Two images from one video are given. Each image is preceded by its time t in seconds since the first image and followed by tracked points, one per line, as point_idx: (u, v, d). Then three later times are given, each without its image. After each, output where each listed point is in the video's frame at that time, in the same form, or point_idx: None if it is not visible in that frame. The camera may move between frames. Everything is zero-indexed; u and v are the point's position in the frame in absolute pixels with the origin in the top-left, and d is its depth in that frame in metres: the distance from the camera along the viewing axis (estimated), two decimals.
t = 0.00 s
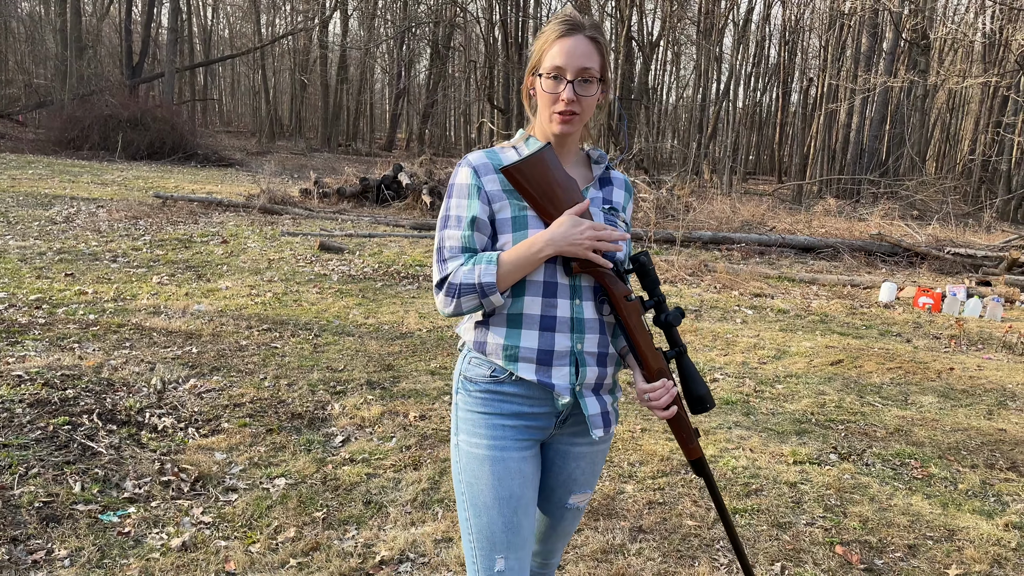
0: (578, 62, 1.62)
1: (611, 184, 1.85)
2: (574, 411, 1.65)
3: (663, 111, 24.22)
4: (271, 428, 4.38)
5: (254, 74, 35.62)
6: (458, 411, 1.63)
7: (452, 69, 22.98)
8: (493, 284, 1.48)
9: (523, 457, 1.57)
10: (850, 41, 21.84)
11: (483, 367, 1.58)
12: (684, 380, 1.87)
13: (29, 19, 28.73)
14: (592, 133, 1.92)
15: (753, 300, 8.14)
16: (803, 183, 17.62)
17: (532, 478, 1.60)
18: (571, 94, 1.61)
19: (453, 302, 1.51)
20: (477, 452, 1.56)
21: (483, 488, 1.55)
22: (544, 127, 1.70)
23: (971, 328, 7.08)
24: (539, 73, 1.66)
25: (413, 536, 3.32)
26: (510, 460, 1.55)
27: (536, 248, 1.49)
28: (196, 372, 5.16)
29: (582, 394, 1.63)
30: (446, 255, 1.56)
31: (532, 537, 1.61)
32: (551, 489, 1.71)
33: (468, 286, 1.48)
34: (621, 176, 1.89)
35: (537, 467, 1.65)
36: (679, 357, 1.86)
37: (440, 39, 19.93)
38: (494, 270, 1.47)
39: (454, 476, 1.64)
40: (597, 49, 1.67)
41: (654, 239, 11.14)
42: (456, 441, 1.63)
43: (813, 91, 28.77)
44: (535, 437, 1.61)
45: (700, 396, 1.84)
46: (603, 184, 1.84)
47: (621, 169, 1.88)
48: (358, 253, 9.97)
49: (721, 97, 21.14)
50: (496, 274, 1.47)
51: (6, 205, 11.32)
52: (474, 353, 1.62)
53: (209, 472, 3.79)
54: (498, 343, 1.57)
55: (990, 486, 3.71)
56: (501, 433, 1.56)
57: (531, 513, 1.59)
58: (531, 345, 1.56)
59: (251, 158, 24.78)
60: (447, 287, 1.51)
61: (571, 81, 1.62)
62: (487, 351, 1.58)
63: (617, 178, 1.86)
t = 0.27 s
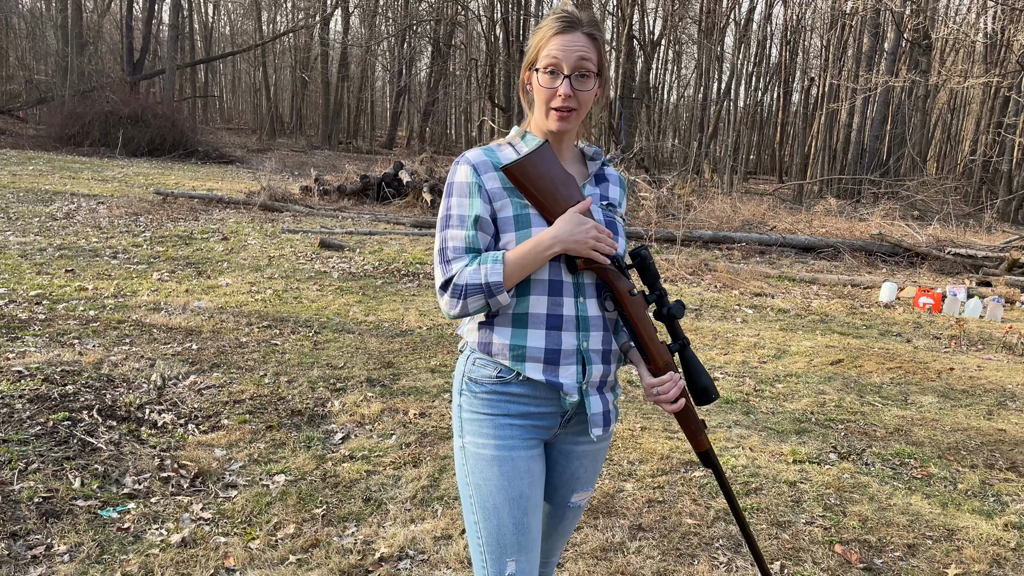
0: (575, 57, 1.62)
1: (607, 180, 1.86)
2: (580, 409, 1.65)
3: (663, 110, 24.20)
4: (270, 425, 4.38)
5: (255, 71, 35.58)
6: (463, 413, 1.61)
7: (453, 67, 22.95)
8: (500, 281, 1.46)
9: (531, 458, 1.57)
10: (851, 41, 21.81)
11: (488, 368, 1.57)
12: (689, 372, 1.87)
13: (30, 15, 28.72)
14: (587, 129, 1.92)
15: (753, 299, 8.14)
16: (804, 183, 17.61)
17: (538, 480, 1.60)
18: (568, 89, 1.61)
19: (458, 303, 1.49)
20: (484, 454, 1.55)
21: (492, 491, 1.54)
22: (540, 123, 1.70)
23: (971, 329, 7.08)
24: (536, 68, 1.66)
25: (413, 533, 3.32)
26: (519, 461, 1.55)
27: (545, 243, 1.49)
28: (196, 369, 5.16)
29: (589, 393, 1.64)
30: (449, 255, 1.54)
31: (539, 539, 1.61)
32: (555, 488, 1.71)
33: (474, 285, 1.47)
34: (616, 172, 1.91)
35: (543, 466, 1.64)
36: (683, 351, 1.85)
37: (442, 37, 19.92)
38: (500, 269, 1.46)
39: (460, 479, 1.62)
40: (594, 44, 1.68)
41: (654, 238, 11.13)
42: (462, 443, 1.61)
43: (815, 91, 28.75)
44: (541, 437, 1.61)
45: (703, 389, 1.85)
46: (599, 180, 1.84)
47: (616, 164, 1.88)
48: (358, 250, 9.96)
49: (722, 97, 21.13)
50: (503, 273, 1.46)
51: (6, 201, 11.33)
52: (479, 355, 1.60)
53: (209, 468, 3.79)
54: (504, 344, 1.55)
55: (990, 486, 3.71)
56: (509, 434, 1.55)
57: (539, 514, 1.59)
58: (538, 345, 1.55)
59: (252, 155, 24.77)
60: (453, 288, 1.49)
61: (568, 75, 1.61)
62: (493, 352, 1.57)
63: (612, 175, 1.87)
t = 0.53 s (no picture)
0: (565, 61, 1.61)
1: (597, 182, 1.86)
2: (582, 411, 1.65)
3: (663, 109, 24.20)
4: (270, 424, 4.38)
5: (255, 70, 35.55)
6: (465, 418, 1.59)
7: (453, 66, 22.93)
8: (502, 286, 1.45)
9: (536, 460, 1.57)
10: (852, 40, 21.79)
11: (492, 374, 1.55)
12: (683, 369, 1.87)
13: (31, 13, 28.71)
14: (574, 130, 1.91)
15: (753, 299, 8.13)
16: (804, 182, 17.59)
17: (543, 482, 1.60)
18: (559, 94, 1.60)
19: (461, 310, 1.47)
20: (490, 459, 1.54)
21: (500, 496, 1.53)
22: (531, 126, 1.69)
23: (971, 329, 7.08)
24: (527, 73, 1.65)
25: (412, 533, 3.32)
26: (525, 464, 1.55)
27: (547, 246, 1.49)
28: (195, 368, 5.16)
29: (591, 394, 1.64)
30: (448, 262, 1.51)
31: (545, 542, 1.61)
32: (559, 489, 1.71)
33: (476, 291, 1.45)
34: (604, 173, 1.91)
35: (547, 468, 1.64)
36: (677, 350, 1.86)
37: (442, 36, 19.90)
38: (502, 274, 1.44)
39: (464, 484, 1.60)
40: (583, 47, 1.67)
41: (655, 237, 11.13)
42: (466, 449, 1.59)
43: (815, 90, 28.72)
44: (545, 439, 1.60)
45: (699, 386, 1.86)
46: (590, 182, 1.85)
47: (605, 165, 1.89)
48: (358, 249, 9.95)
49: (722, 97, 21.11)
50: (505, 278, 1.44)
51: (6, 199, 11.32)
52: (480, 360, 1.58)
53: (208, 467, 3.79)
54: (507, 349, 1.54)
55: (989, 486, 3.71)
56: (515, 437, 1.54)
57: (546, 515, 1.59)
58: (541, 349, 1.55)
59: (252, 154, 24.77)
60: (454, 295, 1.47)
61: (558, 80, 1.60)
62: (495, 357, 1.55)
63: (601, 176, 1.88)
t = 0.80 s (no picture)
0: (577, 57, 1.58)
1: (587, 178, 1.85)
2: (581, 408, 1.64)
3: (663, 108, 24.18)
4: (269, 424, 4.37)
5: (255, 69, 35.50)
6: (464, 419, 1.58)
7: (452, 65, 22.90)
8: (502, 289, 1.43)
9: (536, 458, 1.56)
10: (853, 38, 21.76)
11: (491, 374, 1.54)
12: (677, 362, 1.86)
13: (31, 13, 28.68)
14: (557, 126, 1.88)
15: (753, 298, 8.12)
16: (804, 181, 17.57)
17: (543, 480, 1.59)
18: (574, 91, 1.58)
19: (460, 314, 1.45)
20: (490, 459, 1.53)
21: (501, 495, 1.52)
22: (536, 122, 1.63)
23: (971, 328, 7.07)
24: (537, 67, 1.58)
25: (410, 533, 3.31)
26: (525, 462, 1.54)
27: (546, 247, 1.48)
28: (194, 367, 5.15)
29: (590, 392, 1.63)
30: (446, 267, 1.48)
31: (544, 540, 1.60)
32: (557, 486, 1.70)
33: (476, 295, 1.42)
34: (594, 168, 1.90)
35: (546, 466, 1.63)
36: (672, 344, 1.85)
37: (442, 35, 19.88)
38: (501, 277, 1.43)
39: (464, 485, 1.59)
40: (585, 42, 1.65)
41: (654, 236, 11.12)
42: (465, 449, 1.58)
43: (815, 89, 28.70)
44: (543, 438, 1.60)
45: (693, 378, 1.85)
46: (580, 179, 1.83)
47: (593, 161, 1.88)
48: (357, 249, 9.93)
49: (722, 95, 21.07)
50: (505, 281, 1.42)
51: (5, 199, 11.30)
52: (479, 362, 1.56)
53: (206, 467, 3.78)
54: (506, 352, 1.53)
55: (989, 485, 3.70)
56: (514, 436, 1.53)
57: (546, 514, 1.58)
58: (541, 349, 1.54)
59: (251, 153, 24.74)
60: (453, 301, 1.45)
61: (573, 77, 1.58)
62: (495, 359, 1.53)
63: (591, 171, 1.86)
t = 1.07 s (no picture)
0: (585, 53, 1.61)
1: (580, 176, 1.85)
2: (583, 406, 1.65)
3: (663, 107, 24.16)
4: (269, 424, 4.37)
5: (254, 69, 35.47)
6: (468, 421, 1.56)
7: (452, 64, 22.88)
8: (512, 293, 1.43)
9: (540, 457, 1.56)
10: (852, 37, 21.74)
11: (496, 376, 1.53)
12: (668, 356, 1.88)
13: (30, 13, 28.67)
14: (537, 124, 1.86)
15: (753, 297, 8.12)
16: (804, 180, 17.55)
17: (545, 478, 1.60)
18: (589, 87, 1.61)
19: (469, 319, 1.43)
20: (497, 460, 1.52)
21: (506, 495, 1.52)
22: (550, 119, 1.61)
23: (971, 326, 7.07)
24: (552, 64, 1.57)
25: (411, 533, 3.31)
26: (531, 462, 1.54)
27: (557, 250, 1.49)
28: (194, 368, 5.15)
29: (591, 390, 1.63)
30: (453, 271, 1.45)
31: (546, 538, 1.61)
32: (556, 483, 1.70)
33: (487, 300, 1.42)
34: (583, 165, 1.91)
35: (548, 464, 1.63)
36: (665, 339, 1.86)
37: (441, 34, 19.87)
38: (512, 281, 1.42)
39: (467, 485, 1.58)
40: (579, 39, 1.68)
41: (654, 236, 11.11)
42: (469, 451, 1.57)
43: (815, 88, 28.68)
44: (547, 437, 1.60)
45: (684, 371, 1.88)
46: (571, 177, 1.83)
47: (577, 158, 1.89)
48: (357, 249, 9.92)
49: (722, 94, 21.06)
50: (515, 285, 1.42)
51: (5, 199, 11.29)
52: (483, 365, 1.55)
53: (207, 468, 3.78)
54: (512, 354, 1.52)
55: (989, 484, 3.70)
56: (520, 436, 1.53)
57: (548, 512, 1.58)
58: (546, 350, 1.54)
59: (251, 153, 24.73)
60: (463, 306, 1.43)
61: (586, 73, 1.61)
62: (500, 361, 1.52)
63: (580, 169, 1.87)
